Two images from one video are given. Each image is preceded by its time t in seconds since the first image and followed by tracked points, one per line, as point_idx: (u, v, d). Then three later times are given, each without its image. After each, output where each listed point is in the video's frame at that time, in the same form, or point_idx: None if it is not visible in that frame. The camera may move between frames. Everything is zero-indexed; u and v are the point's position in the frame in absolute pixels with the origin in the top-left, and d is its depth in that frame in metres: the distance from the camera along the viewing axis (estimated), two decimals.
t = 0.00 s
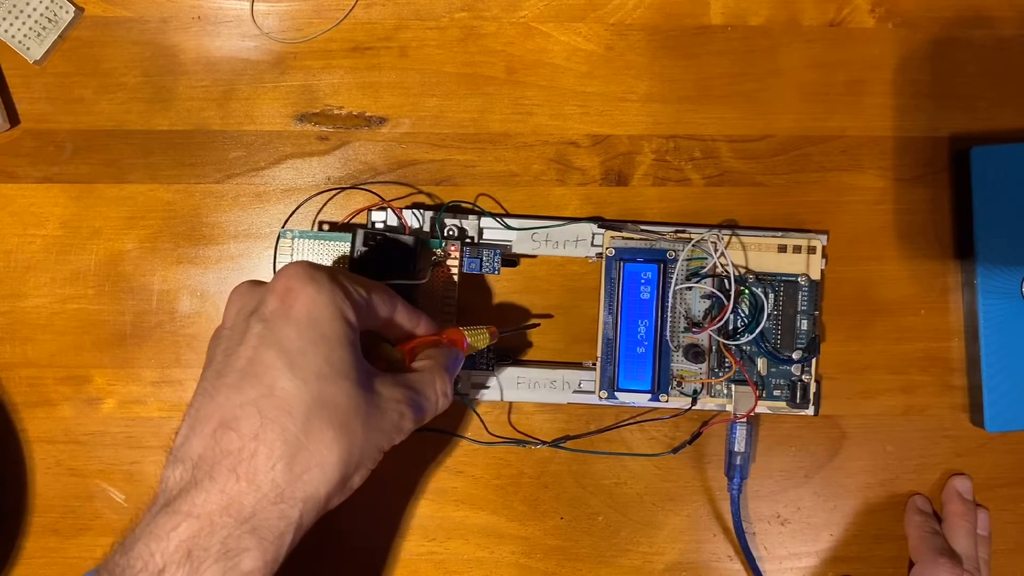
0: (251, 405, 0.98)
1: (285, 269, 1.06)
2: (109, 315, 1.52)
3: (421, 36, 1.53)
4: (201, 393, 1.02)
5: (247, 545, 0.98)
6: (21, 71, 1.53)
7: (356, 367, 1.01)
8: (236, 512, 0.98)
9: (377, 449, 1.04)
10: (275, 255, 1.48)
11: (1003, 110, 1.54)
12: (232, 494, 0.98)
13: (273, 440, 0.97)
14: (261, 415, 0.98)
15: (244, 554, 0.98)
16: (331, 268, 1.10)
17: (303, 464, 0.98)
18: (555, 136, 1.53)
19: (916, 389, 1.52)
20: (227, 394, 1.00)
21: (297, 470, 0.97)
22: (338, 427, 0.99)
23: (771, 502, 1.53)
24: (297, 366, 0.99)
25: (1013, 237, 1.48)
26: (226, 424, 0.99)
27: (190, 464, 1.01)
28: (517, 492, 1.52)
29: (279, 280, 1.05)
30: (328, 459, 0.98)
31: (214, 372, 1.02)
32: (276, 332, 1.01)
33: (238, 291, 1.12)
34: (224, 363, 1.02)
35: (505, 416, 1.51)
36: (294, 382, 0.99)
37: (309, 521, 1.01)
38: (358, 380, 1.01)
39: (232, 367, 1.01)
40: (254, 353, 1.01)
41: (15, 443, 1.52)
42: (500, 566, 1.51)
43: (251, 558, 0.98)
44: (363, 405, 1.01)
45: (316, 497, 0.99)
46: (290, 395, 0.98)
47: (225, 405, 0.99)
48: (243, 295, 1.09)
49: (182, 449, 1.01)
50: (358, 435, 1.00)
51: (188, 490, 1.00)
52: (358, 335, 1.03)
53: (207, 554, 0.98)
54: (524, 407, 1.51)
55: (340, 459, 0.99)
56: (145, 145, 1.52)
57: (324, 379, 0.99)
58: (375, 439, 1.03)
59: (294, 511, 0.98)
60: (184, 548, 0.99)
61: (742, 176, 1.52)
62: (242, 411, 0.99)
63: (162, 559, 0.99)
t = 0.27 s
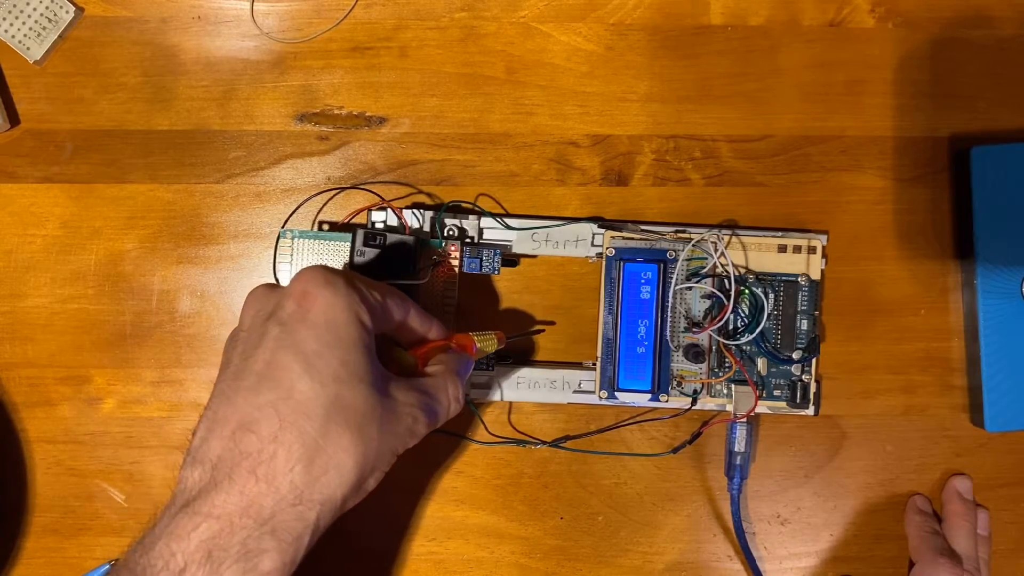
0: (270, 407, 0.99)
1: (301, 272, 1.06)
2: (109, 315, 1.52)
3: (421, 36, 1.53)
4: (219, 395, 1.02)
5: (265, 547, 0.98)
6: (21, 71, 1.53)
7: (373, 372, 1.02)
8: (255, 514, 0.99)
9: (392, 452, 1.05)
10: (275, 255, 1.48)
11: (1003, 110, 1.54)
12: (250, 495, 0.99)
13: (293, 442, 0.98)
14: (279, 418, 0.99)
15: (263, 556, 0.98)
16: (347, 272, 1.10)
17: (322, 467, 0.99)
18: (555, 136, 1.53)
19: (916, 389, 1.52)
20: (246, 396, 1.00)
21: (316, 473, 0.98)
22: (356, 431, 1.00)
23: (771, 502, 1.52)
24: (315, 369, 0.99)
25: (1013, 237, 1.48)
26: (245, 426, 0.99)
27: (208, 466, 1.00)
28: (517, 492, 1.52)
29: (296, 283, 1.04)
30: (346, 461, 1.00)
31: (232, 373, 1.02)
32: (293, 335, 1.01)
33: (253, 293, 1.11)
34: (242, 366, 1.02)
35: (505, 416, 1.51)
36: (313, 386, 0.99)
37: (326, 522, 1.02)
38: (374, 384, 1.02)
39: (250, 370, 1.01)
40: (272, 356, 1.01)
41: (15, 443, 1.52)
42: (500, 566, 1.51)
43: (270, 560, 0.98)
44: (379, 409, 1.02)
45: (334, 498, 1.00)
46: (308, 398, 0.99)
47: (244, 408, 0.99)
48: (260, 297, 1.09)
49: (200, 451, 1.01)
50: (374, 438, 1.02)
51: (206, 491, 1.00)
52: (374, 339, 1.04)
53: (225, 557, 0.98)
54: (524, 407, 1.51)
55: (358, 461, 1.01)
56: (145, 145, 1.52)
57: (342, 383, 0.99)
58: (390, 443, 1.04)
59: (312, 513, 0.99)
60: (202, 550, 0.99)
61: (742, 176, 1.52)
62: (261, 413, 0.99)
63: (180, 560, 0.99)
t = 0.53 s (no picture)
0: (274, 410, 0.99)
1: (307, 275, 1.06)
2: (109, 315, 1.52)
3: (421, 36, 1.53)
4: (223, 397, 1.02)
5: (269, 549, 0.99)
6: (21, 71, 1.53)
7: (377, 375, 1.02)
8: (259, 516, 0.99)
9: (395, 456, 1.05)
10: (275, 255, 1.48)
11: (1003, 110, 1.54)
12: (254, 498, 0.99)
13: (296, 445, 0.99)
14: (284, 420, 0.99)
15: (266, 558, 0.98)
16: (352, 274, 1.10)
17: (325, 470, 0.99)
18: (555, 137, 1.53)
19: (916, 389, 1.52)
20: (250, 398, 1.00)
21: (319, 476, 0.99)
22: (359, 434, 1.00)
23: (771, 502, 1.53)
24: (318, 373, 0.99)
25: (1013, 237, 1.48)
26: (249, 428, 1.00)
27: (213, 467, 1.01)
28: (517, 492, 1.52)
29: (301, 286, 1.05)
30: (349, 465, 1.00)
31: (237, 376, 1.03)
32: (298, 338, 1.01)
33: (259, 295, 1.12)
34: (247, 368, 1.03)
35: (505, 417, 1.51)
36: (316, 389, 0.99)
37: (329, 525, 1.02)
38: (378, 388, 1.02)
39: (255, 372, 1.01)
40: (276, 358, 1.01)
41: (15, 443, 1.52)
42: (500, 566, 1.51)
43: (273, 563, 0.98)
44: (382, 413, 1.02)
45: (337, 502, 1.00)
46: (311, 401, 0.99)
47: (249, 410, 1.00)
48: (265, 299, 1.09)
49: (205, 452, 1.02)
50: (377, 442, 1.02)
51: (211, 493, 1.01)
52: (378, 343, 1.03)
53: (229, 559, 0.99)
54: (524, 407, 1.51)
55: (361, 465, 1.01)
56: (145, 145, 1.52)
57: (345, 387, 0.99)
58: (393, 447, 1.04)
59: (315, 515, 1.00)
60: (206, 551, 0.99)
61: (742, 176, 1.52)
62: (265, 416, 1.00)
63: (185, 562, 0.99)
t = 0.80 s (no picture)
0: (284, 423, 1.00)
1: (319, 287, 1.06)
2: (109, 315, 1.52)
3: (421, 36, 1.53)
4: (233, 408, 1.02)
5: (277, 562, 0.99)
6: (21, 71, 1.53)
7: (386, 390, 1.02)
8: (267, 528, 1.00)
9: (402, 470, 1.06)
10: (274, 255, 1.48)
11: (1003, 110, 1.54)
12: (263, 511, 1.00)
13: (306, 459, 0.99)
14: (293, 434, 1.00)
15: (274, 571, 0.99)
16: (363, 286, 1.10)
17: (334, 484, 1.00)
18: (555, 136, 1.53)
19: (916, 389, 1.52)
20: (260, 410, 1.01)
21: (328, 489, 0.99)
22: (368, 449, 1.01)
23: (771, 502, 1.53)
24: (329, 386, 1.00)
25: (1013, 237, 1.48)
26: (259, 440, 1.00)
27: (222, 478, 1.01)
28: (517, 492, 1.52)
29: (313, 297, 1.05)
30: (358, 479, 1.00)
31: (246, 386, 1.03)
32: (309, 350, 1.01)
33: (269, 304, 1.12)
34: (257, 379, 1.03)
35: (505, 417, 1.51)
36: (327, 402, 1.00)
37: (336, 538, 1.03)
38: (387, 402, 1.02)
39: (265, 384, 1.02)
40: (287, 370, 1.01)
41: (15, 442, 1.52)
42: (500, 566, 1.51)
43: None
44: (391, 427, 1.02)
45: (345, 515, 1.01)
46: (322, 415, 0.99)
47: (259, 422, 1.00)
48: (275, 308, 1.09)
49: (213, 463, 1.02)
50: (386, 456, 1.02)
51: (219, 504, 1.01)
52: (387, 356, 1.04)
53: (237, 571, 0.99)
54: (524, 407, 1.51)
55: (369, 479, 1.01)
56: (145, 145, 1.52)
57: (355, 401, 1.00)
58: (401, 461, 1.04)
59: (323, 528, 1.00)
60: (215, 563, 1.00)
61: (741, 176, 1.52)
62: (275, 428, 1.00)
63: (192, 575, 0.99)
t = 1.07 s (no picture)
0: (291, 430, 1.00)
1: (330, 295, 1.07)
2: (109, 315, 1.52)
3: (421, 36, 1.53)
4: (241, 413, 1.02)
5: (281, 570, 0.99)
6: (21, 71, 1.53)
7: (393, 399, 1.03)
8: (272, 536, 0.99)
9: (406, 480, 1.05)
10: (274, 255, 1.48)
11: (1003, 110, 1.54)
12: (269, 518, 0.99)
13: (313, 467, 0.99)
14: (301, 441, 0.99)
15: None
16: (373, 295, 1.11)
17: (339, 493, 1.00)
18: (555, 136, 1.53)
19: (916, 389, 1.52)
20: (268, 416, 1.00)
21: (333, 498, 0.99)
22: (374, 458, 1.01)
23: (771, 502, 1.53)
24: (338, 394, 1.00)
25: (1013, 237, 1.48)
26: (266, 447, 1.00)
27: (228, 484, 1.01)
28: (517, 492, 1.52)
29: (324, 305, 1.06)
30: (364, 488, 1.00)
31: (255, 391, 1.03)
32: (319, 357, 1.02)
33: (279, 310, 1.12)
34: (265, 385, 1.03)
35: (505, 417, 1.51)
36: (335, 410, 1.00)
37: (340, 547, 1.02)
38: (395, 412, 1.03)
39: (274, 390, 1.02)
40: (296, 377, 1.02)
41: (15, 442, 1.52)
42: (500, 566, 1.51)
43: None
44: (398, 437, 1.03)
45: (349, 524, 1.01)
46: (330, 423, 1.00)
47: (267, 428, 1.00)
48: (286, 314, 1.10)
49: (219, 467, 1.02)
50: (391, 466, 1.02)
51: (224, 510, 1.00)
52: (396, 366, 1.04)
53: None
54: (524, 407, 1.51)
55: (374, 489, 1.01)
56: (145, 145, 1.52)
57: (364, 410, 1.00)
58: (406, 471, 1.05)
59: (327, 537, 1.00)
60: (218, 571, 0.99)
61: (741, 176, 1.52)
62: (283, 435, 1.00)
63: None
